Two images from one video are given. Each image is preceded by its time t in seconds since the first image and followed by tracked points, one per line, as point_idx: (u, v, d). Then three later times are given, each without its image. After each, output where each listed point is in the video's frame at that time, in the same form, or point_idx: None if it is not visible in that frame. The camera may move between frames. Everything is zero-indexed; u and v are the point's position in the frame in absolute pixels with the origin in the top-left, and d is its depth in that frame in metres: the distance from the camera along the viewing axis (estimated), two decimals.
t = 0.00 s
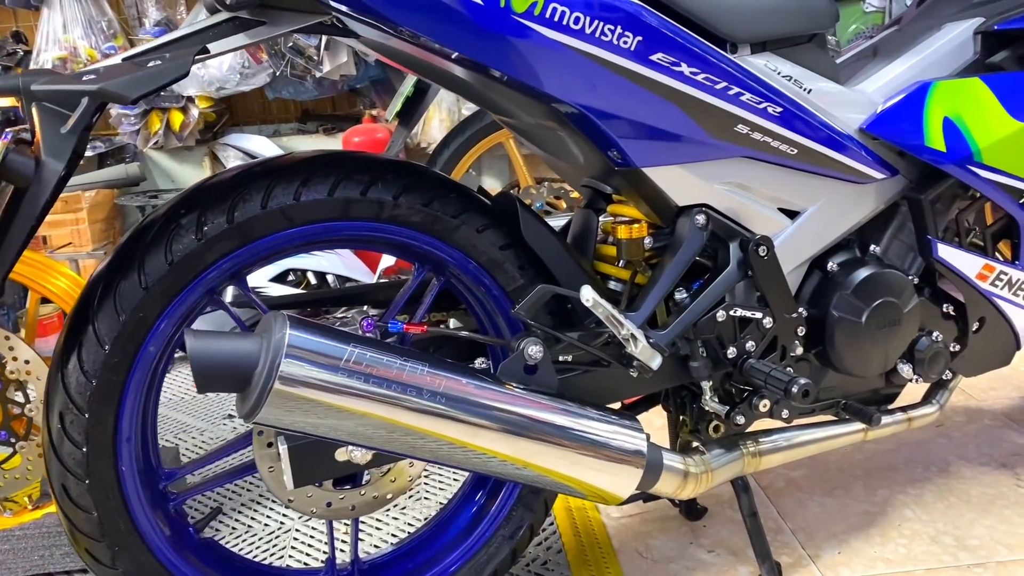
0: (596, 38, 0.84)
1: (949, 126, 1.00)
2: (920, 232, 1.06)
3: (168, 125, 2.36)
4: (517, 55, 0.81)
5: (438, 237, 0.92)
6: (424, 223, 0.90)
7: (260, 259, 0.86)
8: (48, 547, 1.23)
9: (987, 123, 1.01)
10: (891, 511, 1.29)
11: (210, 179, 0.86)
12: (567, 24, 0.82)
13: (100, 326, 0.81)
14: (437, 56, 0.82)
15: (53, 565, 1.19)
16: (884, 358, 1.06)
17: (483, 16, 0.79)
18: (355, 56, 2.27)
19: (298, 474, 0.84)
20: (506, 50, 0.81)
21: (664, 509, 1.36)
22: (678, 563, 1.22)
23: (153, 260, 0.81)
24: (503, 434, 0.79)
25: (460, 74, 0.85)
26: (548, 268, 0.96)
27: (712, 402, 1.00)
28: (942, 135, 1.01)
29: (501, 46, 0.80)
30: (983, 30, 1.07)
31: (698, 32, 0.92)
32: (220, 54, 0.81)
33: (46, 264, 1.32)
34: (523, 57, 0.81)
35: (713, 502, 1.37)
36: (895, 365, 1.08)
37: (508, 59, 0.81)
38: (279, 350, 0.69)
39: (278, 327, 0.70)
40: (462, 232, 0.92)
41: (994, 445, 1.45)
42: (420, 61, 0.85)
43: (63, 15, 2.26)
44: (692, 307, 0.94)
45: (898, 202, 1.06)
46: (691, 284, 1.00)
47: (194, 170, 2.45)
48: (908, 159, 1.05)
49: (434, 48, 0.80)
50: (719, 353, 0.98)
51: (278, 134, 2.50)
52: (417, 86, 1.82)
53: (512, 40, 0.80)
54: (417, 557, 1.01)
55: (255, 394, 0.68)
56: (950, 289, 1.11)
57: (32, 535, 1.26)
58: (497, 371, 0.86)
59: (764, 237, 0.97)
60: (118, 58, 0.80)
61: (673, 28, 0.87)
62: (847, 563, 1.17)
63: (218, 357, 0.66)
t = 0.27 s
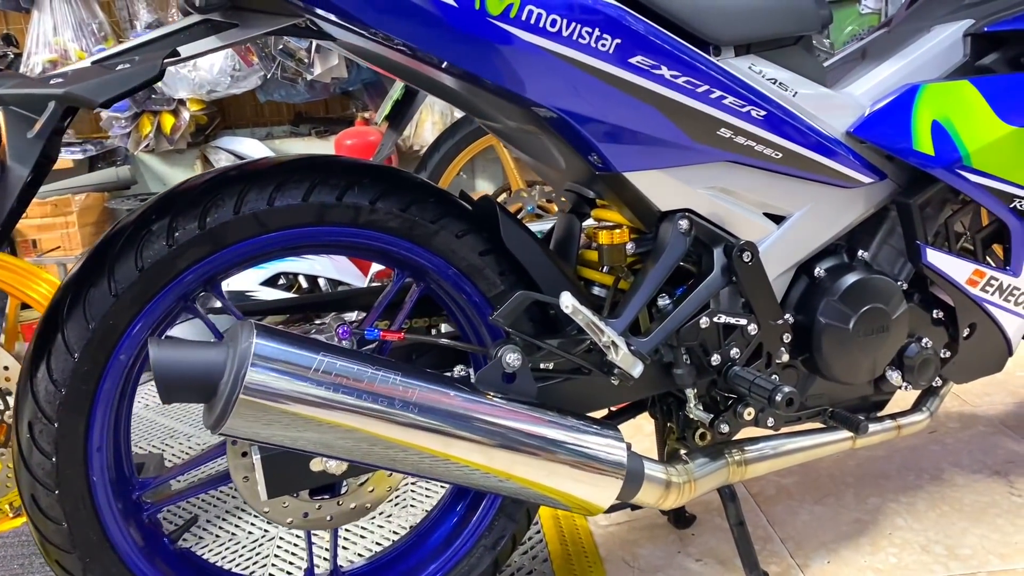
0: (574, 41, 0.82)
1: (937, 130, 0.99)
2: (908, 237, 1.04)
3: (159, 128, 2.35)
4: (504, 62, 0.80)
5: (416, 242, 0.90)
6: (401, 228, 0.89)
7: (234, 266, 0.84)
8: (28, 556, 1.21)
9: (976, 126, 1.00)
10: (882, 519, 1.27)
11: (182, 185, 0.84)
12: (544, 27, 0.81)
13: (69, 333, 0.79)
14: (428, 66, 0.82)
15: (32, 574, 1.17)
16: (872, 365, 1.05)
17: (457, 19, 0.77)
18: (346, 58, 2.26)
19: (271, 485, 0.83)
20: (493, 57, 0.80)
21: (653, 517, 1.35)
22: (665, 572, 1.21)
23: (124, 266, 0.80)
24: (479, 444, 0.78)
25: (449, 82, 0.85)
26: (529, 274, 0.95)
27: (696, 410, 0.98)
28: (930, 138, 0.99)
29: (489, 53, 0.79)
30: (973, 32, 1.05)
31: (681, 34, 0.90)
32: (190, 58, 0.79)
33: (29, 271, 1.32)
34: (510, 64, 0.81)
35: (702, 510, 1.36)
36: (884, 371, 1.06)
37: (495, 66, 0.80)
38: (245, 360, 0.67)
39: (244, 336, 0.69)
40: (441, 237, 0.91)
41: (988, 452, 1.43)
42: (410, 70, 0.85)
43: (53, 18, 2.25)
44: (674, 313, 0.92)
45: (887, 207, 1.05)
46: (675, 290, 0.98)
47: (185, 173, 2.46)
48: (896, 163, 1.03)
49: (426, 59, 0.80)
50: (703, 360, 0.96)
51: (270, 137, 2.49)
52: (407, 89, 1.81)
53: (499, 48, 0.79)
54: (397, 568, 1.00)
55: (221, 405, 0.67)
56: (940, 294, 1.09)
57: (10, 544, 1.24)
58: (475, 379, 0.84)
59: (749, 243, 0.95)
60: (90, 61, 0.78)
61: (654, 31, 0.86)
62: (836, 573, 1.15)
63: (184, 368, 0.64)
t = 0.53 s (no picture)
0: (561, 41, 0.81)
1: (932, 131, 0.97)
2: (904, 240, 1.03)
3: (154, 130, 2.34)
4: (495, 64, 0.79)
5: (403, 246, 0.89)
6: (387, 231, 0.87)
7: (216, 270, 0.82)
8: (13, 563, 1.20)
9: (972, 128, 0.98)
10: (878, 526, 1.26)
11: (163, 188, 0.83)
12: (531, 27, 0.79)
13: (48, 338, 0.76)
14: (422, 70, 0.81)
15: None
16: (868, 371, 1.03)
17: (442, 19, 0.75)
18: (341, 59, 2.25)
19: (254, 493, 0.82)
20: (483, 60, 0.78)
21: (646, 523, 1.33)
22: None
23: (104, 270, 0.77)
24: (465, 452, 0.76)
25: (442, 87, 0.84)
26: (518, 278, 0.93)
27: (688, 417, 0.97)
28: (926, 140, 0.97)
29: (479, 56, 0.78)
30: (969, 32, 1.04)
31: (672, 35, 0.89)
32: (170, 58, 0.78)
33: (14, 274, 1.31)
34: (500, 66, 0.79)
35: (696, 516, 1.34)
36: (879, 377, 1.05)
37: (485, 68, 0.79)
38: (222, 366, 0.66)
39: (221, 342, 0.67)
40: (429, 240, 0.89)
41: (985, 457, 1.42)
42: (404, 74, 0.83)
43: (46, 19, 2.24)
44: (665, 318, 0.91)
45: (881, 210, 1.04)
46: (666, 294, 0.97)
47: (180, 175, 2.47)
48: (891, 165, 1.02)
49: (419, 63, 0.78)
50: (695, 365, 0.95)
51: (265, 139, 2.48)
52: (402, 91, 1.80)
53: (489, 51, 0.78)
54: None
55: (197, 413, 0.65)
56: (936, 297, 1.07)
57: None
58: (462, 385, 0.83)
59: (741, 246, 0.94)
60: (68, 63, 0.77)
61: (643, 31, 0.84)
62: None
63: (160, 374, 0.63)
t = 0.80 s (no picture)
0: (559, 40, 0.80)
1: (934, 132, 0.96)
2: (905, 242, 1.02)
3: (150, 131, 2.33)
4: (492, 63, 0.78)
5: (399, 247, 0.88)
6: (384, 233, 0.86)
7: (210, 271, 0.81)
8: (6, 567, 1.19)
9: (974, 129, 0.97)
10: (878, 530, 1.25)
11: (156, 189, 0.81)
12: (529, 26, 0.78)
13: (39, 340, 0.75)
14: (420, 70, 0.80)
15: None
16: (869, 373, 1.02)
17: (438, 17, 0.74)
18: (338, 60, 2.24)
19: (247, 497, 0.81)
20: (481, 59, 0.77)
21: (645, 526, 1.33)
22: None
23: (95, 271, 0.76)
24: (462, 456, 0.75)
25: (440, 87, 0.83)
26: (516, 280, 0.92)
27: (687, 420, 0.96)
28: (928, 141, 0.97)
29: (477, 56, 0.77)
30: (970, 33, 1.03)
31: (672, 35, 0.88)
32: (163, 58, 0.77)
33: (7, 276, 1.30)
34: (498, 66, 0.78)
35: (695, 520, 1.33)
36: (880, 380, 1.04)
37: (483, 68, 0.78)
38: (215, 369, 0.64)
39: (214, 345, 0.66)
40: (426, 242, 0.88)
41: (986, 461, 1.41)
42: (403, 74, 0.83)
43: (42, 19, 2.23)
44: (663, 321, 0.90)
45: (882, 212, 1.03)
46: (665, 296, 0.96)
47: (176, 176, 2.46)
48: (892, 167, 1.01)
49: (417, 63, 0.77)
50: (694, 368, 0.94)
51: (262, 140, 2.47)
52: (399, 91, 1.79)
53: (486, 50, 0.77)
54: None
55: (189, 416, 0.64)
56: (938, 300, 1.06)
57: None
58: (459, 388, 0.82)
59: (741, 248, 0.93)
60: (60, 61, 0.75)
61: (642, 31, 0.83)
62: None
63: (150, 378, 0.62)
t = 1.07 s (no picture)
0: (562, 40, 0.80)
1: (929, 133, 0.97)
2: (902, 242, 1.03)
3: (140, 131, 2.32)
4: (490, 61, 0.78)
5: (401, 247, 0.88)
6: (385, 233, 0.86)
7: (212, 272, 0.81)
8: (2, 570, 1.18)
9: (970, 130, 0.98)
10: (874, 527, 1.26)
11: (158, 189, 0.81)
12: (532, 25, 0.79)
13: (39, 341, 0.74)
14: (415, 66, 0.80)
15: None
16: (866, 372, 1.03)
17: (443, 17, 0.74)
18: (330, 60, 2.23)
19: (250, 499, 0.80)
20: (479, 57, 0.77)
21: (642, 525, 1.33)
22: None
23: (97, 272, 0.76)
24: (467, 456, 0.75)
25: (434, 83, 0.83)
26: (517, 279, 0.93)
27: (687, 419, 0.96)
28: (924, 141, 0.98)
29: (474, 54, 0.77)
30: (964, 34, 1.04)
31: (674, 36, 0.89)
32: (165, 57, 0.76)
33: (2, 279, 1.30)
34: (496, 64, 0.78)
35: (692, 518, 1.34)
36: (877, 378, 1.05)
37: (479, 66, 0.78)
38: (222, 370, 0.64)
39: (221, 345, 0.65)
40: (427, 242, 0.88)
41: (978, 458, 1.42)
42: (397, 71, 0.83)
43: (30, 19, 2.21)
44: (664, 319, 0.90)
45: (879, 211, 1.03)
46: (666, 296, 0.96)
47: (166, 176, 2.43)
48: (889, 167, 1.02)
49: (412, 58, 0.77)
50: (694, 367, 0.94)
51: (252, 140, 2.45)
52: (393, 91, 1.79)
53: (483, 48, 0.77)
54: None
55: (196, 417, 0.64)
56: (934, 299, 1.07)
57: None
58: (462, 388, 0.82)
59: (740, 248, 0.93)
60: (61, 61, 0.75)
61: (644, 31, 0.84)
62: None
63: (158, 378, 0.62)
